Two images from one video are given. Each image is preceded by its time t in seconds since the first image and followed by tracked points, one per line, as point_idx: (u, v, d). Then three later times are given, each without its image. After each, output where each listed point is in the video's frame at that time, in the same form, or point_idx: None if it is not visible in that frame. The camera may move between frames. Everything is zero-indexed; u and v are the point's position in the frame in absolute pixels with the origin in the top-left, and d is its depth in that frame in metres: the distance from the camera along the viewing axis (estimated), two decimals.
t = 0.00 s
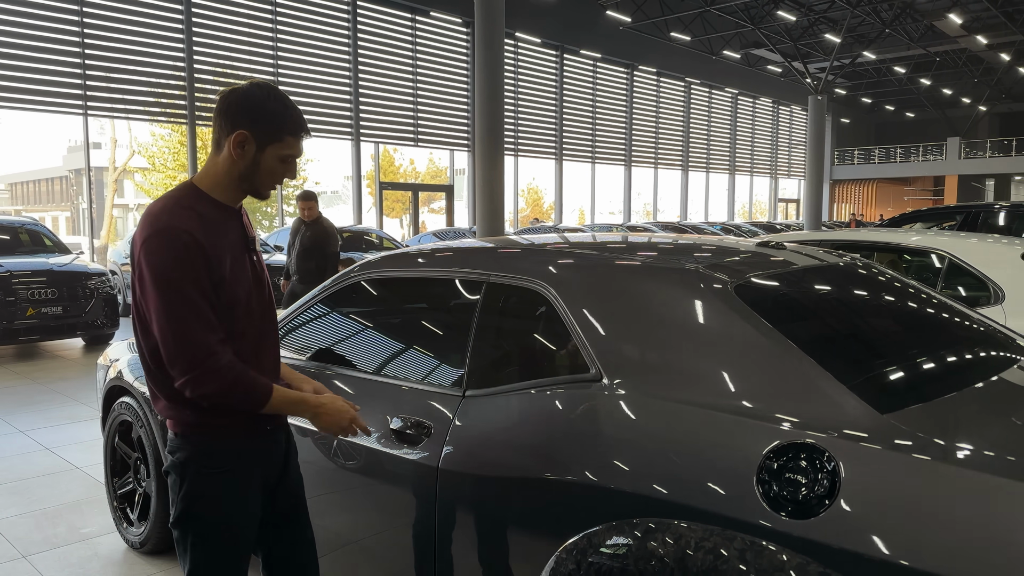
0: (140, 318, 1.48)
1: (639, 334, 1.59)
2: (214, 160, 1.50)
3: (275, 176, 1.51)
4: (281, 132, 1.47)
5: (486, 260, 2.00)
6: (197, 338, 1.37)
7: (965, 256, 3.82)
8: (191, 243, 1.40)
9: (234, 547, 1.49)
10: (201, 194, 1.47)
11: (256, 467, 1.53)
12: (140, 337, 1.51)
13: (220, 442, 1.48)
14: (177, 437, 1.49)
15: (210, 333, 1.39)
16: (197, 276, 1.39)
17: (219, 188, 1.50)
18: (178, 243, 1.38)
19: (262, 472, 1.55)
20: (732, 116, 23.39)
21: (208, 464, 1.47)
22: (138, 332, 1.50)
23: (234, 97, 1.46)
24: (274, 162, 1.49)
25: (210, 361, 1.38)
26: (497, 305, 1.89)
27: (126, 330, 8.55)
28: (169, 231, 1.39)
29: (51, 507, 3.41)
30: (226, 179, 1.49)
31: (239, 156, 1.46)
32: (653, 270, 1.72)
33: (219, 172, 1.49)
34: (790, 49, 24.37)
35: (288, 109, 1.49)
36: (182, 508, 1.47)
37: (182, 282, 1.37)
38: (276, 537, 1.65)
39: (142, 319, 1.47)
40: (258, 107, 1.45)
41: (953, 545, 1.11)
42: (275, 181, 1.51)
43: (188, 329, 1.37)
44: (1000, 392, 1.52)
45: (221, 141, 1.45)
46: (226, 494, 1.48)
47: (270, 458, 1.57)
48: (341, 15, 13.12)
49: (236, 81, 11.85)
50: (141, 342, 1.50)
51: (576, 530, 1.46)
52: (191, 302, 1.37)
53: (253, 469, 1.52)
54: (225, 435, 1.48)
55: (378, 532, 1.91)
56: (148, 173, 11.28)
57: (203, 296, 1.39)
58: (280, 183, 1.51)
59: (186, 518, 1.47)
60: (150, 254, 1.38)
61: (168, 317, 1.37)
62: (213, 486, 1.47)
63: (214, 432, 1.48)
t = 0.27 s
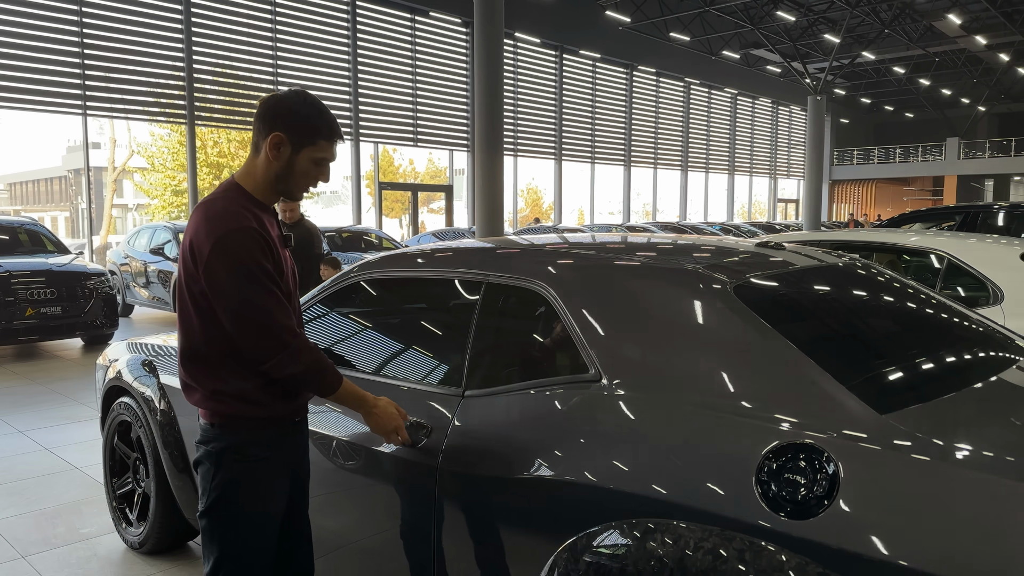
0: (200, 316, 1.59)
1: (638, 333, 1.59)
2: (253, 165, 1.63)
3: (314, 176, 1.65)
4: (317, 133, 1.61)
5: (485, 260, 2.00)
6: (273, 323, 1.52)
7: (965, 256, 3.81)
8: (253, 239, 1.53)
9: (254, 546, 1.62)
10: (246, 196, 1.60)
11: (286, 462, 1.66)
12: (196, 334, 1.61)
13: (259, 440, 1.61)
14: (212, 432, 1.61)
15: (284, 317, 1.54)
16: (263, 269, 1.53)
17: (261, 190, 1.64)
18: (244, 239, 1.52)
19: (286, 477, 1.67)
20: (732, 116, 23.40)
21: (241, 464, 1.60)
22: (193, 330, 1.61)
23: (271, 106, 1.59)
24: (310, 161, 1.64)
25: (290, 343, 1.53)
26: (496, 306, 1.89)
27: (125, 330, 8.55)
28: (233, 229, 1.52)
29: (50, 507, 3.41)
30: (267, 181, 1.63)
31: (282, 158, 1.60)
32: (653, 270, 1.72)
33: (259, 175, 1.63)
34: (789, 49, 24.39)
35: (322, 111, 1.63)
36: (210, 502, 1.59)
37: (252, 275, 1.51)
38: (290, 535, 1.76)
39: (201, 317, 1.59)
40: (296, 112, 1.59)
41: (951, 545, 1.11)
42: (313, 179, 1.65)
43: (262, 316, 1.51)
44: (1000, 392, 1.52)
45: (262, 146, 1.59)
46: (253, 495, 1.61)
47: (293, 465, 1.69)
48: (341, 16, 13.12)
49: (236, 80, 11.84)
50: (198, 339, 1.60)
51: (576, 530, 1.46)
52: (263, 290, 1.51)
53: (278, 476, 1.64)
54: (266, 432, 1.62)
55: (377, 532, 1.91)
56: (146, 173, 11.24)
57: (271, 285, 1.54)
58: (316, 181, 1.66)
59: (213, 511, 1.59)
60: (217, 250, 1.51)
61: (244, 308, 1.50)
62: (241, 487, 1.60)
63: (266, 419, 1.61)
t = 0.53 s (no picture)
0: (228, 301, 1.62)
1: (638, 333, 1.59)
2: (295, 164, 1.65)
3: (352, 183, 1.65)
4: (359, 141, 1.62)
5: (484, 259, 1.99)
6: (289, 320, 1.52)
7: (965, 256, 3.81)
8: (282, 235, 1.55)
9: (267, 540, 1.63)
10: (285, 194, 1.62)
11: (305, 453, 1.66)
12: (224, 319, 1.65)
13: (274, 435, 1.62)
14: (232, 420, 1.64)
15: (299, 316, 1.54)
16: (287, 266, 1.54)
17: (300, 190, 1.64)
18: (273, 234, 1.53)
19: (303, 468, 1.67)
20: (731, 116, 23.41)
21: (256, 457, 1.62)
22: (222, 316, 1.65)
23: (321, 111, 1.61)
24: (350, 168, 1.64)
25: (298, 341, 1.53)
26: (495, 305, 1.88)
27: (124, 330, 8.56)
28: (263, 223, 1.53)
29: (49, 507, 3.41)
30: (307, 182, 1.63)
31: (321, 160, 1.61)
32: (652, 269, 1.72)
33: (300, 176, 1.64)
34: (789, 49, 24.38)
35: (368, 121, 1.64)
36: (228, 493, 1.63)
37: (275, 270, 1.52)
38: (310, 527, 1.78)
39: (229, 302, 1.62)
40: (341, 118, 1.60)
41: (951, 543, 1.11)
42: (351, 187, 1.66)
43: (277, 312, 1.52)
44: (999, 391, 1.52)
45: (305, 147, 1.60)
46: (267, 490, 1.62)
47: (311, 462, 1.69)
48: (341, 15, 13.12)
49: (235, 80, 11.84)
50: (224, 324, 1.64)
51: (576, 530, 1.46)
52: (282, 286, 1.52)
53: (292, 471, 1.64)
54: (279, 426, 1.62)
55: (376, 533, 1.91)
56: (145, 172, 11.21)
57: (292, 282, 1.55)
58: (355, 189, 1.67)
59: (230, 503, 1.63)
60: (248, 240, 1.53)
61: (265, 301, 1.52)
62: (255, 482, 1.62)
63: (278, 413, 1.62)
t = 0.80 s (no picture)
0: (237, 293, 1.64)
1: (638, 333, 1.59)
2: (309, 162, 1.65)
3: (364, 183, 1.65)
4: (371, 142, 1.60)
5: (484, 259, 1.99)
6: (287, 318, 1.53)
7: (964, 256, 3.81)
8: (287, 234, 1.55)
9: (274, 534, 1.64)
10: (298, 191, 1.62)
11: (314, 446, 1.67)
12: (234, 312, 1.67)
13: (280, 429, 1.62)
14: (242, 412, 1.65)
15: (299, 315, 1.54)
16: (291, 264, 1.55)
17: (313, 188, 1.65)
18: (278, 232, 1.54)
19: (312, 462, 1.67)
20: (730, 116, 23.42)
21: (263, 450, 1.62)
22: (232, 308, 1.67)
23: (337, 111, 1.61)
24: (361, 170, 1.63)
25: (294, 340, 1.53)
26: (495, 305, 1.88)
27: (124, 330, 8.56)
28: (269, 221, 1.54)
29: (49, 507, 3.41)
30: (321, 181, 1.63)
31: (332, 160, 1.61)
32: (651, 269, 1.72)
33: (314, 175, 1.64)
34: (788, 49, 24.39)
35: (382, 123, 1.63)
36: (236, 486, 1.64)
37: (279, 266, 1.53)
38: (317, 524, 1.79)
39: (237, 296, 1.64)
40: (353, 118, 1.59)
41: (951, 543, 1.11)
42: (362, 188, 1.65)
43: (277, 310, 1.53)
44: (998, 391, 1.52)
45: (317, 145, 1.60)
46: (274, 482, 1.62)
47: (318, 456, 1.69)
48: (340, 15, 13.11)
49: (235, 80, 11.84)
50: (233, 317, 1.66)
51: (576, 531, 1.46)
52: (284, 284, 1.53)
53: (299, 464, 1.64)
54: (284, 420, 1.62)
55: (375, 534, 1.91)
56: (144, 173, 11.20)
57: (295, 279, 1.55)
58: (367, 190, 1.65)
59: (238, 495, 1.64)
60: (255, 234, 1.55)
61: (267, 294, 1.53)
62: (262, 474, 1.62)
63: (286, 406, 1.62)
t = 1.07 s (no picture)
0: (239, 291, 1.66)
1: (638, 334, 1.59)
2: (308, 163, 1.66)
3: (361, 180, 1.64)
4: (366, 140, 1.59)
5: (483, 260, 2.00)
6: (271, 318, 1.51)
7: (963, 256, 3.82)
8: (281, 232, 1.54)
9: (279, 533, 1.64)
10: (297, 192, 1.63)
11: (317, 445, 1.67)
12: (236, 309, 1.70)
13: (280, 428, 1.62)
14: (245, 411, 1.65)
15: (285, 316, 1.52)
16: (284, 265, 1.54)
17: (314, 190, 1.65)
18: (271, 231, 1.54)
19: (315, 460, 1.67)
20: (730, 116, 23.43)
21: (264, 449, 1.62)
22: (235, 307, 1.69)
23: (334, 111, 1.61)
24: (358, 168, 1.62)
25: (276, 340, 1.51)
26: (495, 306, 1.89)
27: (123, 330, 8.56)
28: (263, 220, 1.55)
29: (48, 508, 3.40)
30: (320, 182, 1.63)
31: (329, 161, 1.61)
32: (650, 270, 1.72)
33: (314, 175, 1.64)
34: (788, 49, 24.38)
35: (378, 127, 1.61)
36: (242, 485, 1.64)
37: (269, 265, 1.52)
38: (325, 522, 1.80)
39: (238, 297, 1.66)
40: (349, 117, 1.58)
41: (951, 541, 1.11)
42: (360, 188, 1.63)
43: (261, 310, 1.51)
44: (997, 392, 1.52)
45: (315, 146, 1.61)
46: (278, 481, 1.62)
47: (322, 455, 1.69)
48: (338, 15, 13.10)
49: (234, 80, 11.83)
50: (235, 317, 1.68)
51: (576, 531, 1.46)
52: (274, 284, 1.52)
53: (300, 461, 1.64)
54: (284, 419, 1.62)
55: (375, 534, 1.91)
56: (143, 173, 11.19)
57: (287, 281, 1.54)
58: (364, 190, 1.64)
59: (244, 494, 1.65)
60: (249, 234, 1.55)
61: (255, 293, 1.52)
62: (266, 473, 1.62)
63: (287, 405, 1.62)
